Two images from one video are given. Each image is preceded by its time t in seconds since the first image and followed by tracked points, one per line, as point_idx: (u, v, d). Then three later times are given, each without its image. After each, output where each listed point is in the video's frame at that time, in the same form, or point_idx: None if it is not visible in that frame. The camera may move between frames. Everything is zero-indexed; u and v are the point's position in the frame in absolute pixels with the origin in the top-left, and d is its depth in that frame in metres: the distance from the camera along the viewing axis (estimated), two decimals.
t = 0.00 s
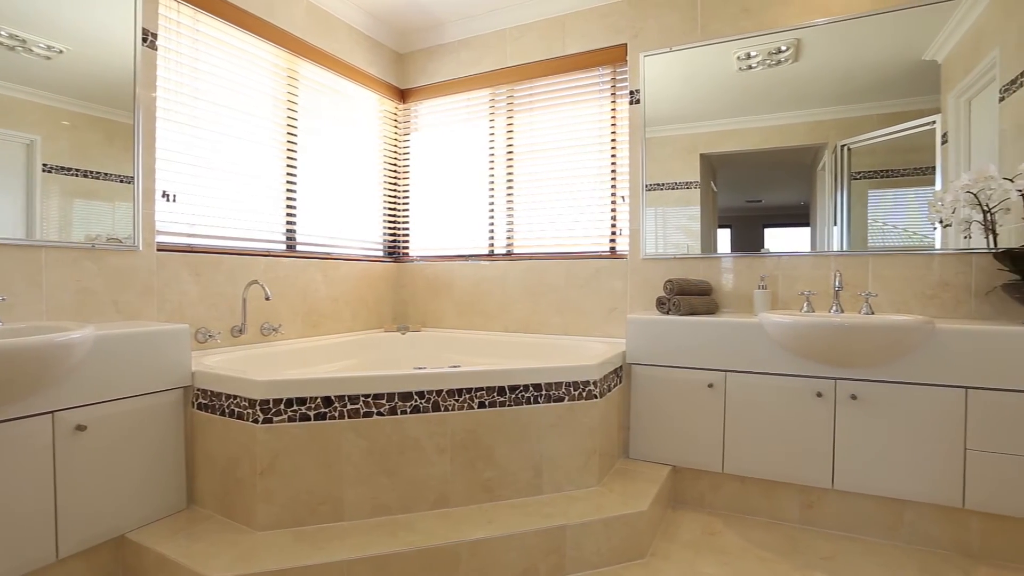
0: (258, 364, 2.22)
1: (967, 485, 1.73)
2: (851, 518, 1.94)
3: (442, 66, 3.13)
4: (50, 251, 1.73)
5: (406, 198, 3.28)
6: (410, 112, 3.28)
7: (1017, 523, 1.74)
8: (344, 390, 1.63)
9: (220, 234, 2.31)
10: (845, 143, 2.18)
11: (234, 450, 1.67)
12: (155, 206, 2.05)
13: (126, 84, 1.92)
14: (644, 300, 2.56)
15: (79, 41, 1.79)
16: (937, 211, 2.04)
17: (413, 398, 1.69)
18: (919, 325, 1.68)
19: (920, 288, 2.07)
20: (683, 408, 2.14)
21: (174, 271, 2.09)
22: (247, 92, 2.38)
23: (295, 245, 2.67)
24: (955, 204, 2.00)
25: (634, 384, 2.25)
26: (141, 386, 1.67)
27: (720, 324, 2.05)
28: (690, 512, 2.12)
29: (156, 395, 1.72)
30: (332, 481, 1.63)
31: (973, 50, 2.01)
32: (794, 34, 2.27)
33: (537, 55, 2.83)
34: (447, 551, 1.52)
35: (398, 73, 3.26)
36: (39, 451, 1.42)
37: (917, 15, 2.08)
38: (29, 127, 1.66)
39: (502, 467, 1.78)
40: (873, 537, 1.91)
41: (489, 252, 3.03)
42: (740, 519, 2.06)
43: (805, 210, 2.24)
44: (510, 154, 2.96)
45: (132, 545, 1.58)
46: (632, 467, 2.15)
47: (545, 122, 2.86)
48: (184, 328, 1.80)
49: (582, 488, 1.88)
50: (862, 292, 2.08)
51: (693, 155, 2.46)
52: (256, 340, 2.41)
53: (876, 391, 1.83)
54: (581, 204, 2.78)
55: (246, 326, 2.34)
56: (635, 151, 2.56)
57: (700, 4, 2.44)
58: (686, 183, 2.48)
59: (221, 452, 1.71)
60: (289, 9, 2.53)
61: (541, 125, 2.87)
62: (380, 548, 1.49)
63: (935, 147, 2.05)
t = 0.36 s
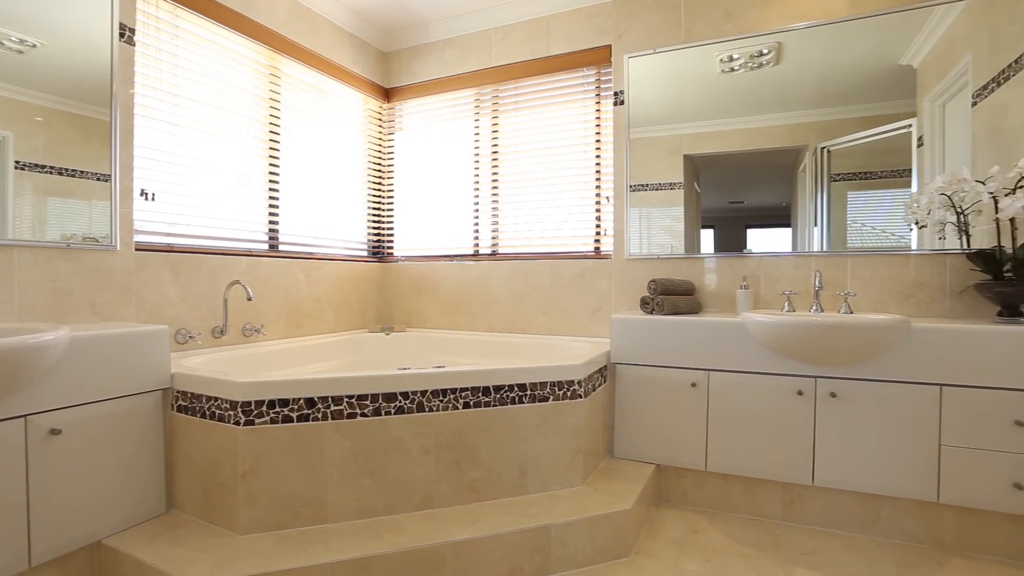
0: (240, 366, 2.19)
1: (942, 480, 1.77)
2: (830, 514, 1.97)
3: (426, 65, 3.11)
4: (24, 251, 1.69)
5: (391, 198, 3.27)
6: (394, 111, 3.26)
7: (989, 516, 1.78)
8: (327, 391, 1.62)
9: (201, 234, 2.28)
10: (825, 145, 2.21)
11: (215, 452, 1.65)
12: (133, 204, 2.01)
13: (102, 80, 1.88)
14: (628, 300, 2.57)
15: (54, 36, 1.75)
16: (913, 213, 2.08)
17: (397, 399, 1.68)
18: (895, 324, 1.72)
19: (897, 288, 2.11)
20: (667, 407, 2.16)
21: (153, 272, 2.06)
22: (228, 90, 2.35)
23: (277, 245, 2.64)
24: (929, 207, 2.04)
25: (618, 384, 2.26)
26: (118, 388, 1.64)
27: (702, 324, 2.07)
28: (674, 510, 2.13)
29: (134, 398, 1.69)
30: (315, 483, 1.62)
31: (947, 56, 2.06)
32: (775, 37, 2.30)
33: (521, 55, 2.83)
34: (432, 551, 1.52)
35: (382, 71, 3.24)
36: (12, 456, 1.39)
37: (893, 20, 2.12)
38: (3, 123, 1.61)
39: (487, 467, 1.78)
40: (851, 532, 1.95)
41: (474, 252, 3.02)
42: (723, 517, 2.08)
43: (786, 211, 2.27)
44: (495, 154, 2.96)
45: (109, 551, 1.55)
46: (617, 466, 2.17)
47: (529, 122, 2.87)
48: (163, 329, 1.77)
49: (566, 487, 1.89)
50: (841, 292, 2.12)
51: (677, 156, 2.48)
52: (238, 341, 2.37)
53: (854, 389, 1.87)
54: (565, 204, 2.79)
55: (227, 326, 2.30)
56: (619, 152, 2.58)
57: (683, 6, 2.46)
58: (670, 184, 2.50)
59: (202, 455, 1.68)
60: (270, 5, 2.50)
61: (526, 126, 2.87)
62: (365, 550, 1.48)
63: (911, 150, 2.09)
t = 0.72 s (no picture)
0: (222, 367, 2.17)
1: (919, 476, 1.81)
2: (812, 510, 2.00)
3: (412, 65, 3.10)
4: None
5: (376, 197, 3.25)
6: (380, 110, 3.24)
7: (965, 510, 1.82)
8: (311, 392, 1.60)
9: (182, 233, 2.24)
10: (807, 147, 2.24)
11: (197, 455, 1.62)
12: (112, 203, 1.97)
13: (80, 76, 1.85)
14: (614, 300, 2.59)
15: (31, 30, 1.71)
16: (892, 214, 2.12)
17: (382, 400, 1.67)
18: (875, 323, 1.75)
19: (877, 288, 2.15)
20: (652, 406, 2.17)
21: (133, 272, 2.02)
22: (210, 88, 2.32)
23: (261, 244, 2.60)
24: (908, 208, 2.09)
25: (604, 383, 2.27)
26: (97, 390, 1.60)
27: (687, 324, 2.09)
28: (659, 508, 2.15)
29: (113, 400, 1.66)
30: (299, 485, 1.60)
31: (925, 60, 2.10)
32: (758, 40, 2.33)
33: (507, 55, 2.83)
34: (418, 552, 1.51)
35: (368, 70, 3.22)
36: None
37: (873, 25, 2.16)
38: None
39: (473, 467, 1.78)
40: (832, 528, 1.97)
41: (460, 252, 3.02)
42: (707, 514, 2.10)
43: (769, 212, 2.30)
44: (481, 154, 2.95)
45: (87, 557, 1.52)
46: (603, 465, 2.18)
47: (515, 122, 2.87)
48: (143, 330, 1.74)
49: (552, 487, 1.89)
50: (822, 291, 2.15)
51: (662, 157, 2.50)
52: (221, 342, 2.34)
53: (835, 387, 1.90)
54: (551, 204, 2.79)
55: (210, 327, 2.27)
56: (605, 153, 2.59)
57: (668, 9, 2.48)
58: (655, 184, 2.52)
59: (183, 457, 1.66)
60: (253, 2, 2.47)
61: (512, 126, 2.87)
62: (350, 552, 1.47)
63: (890, 152, 2.13)
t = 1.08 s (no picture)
0: (202, 369, 2.13)
1: (896, 472, 1.85)
2: (793, 507, 2.03)
3: (396, 64, 3.08)
4: None
5: (361, 197, 3.22)
6: (364, 109, 3.22)
7: (940, 505, 1.86)
8: (294, 393, 1.59)
9: (161, 232, 2.20)
10: (788, 149, 2.28)
11: (177, 458, 1.60)
12: (88, 202, 1.93)
13: (54, 71, 1.81)
14: (599, 299, 2.60)
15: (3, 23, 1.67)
16: (870, 215, 2.16)
17: (366, 400, 1.66)
18: (853, 322, 1.78)
19: (855, 288, 2.19)
20: (636, 405, 2.19)
21: (110, 271, 1.98)
22: (190, 84, 2.28)
23: (243, 244, 2.57)
24: (885, 209, 2.11)
25: (589, 383, 2.28)
26: (72, 394, 1.57)
27: (671, 323, 2.11)
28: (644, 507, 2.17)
29: (90, 403, 1.63)
30: (282, 487, 1.58)
31: (901, 64, 2.14)
32: (740, 43, 2.36)
33: (492, 55, 2.83)
34: (402, 554, 1.50)
35: (352, 68, 3.20)
36: None
37: (851, 29, 2.20)
38: None
39: (458, 467, 1.78)
40: (813, 524, 2.01)
41: (445, 252, 3.01)
42: (690, 512, 2.12)
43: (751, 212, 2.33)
44: (466, 154, 2.95)
45: (63, 563, 1.49)
46: (587, 464, 2.19)
47: (500, 122, 2.86)
48: (120, 331, 1.71)
49: (537, 486, 1.89)
50: (803, 291, 2.18)
51: (646, 158, 2.52)
52: (201, 343, 2.31)
53: (815, 385, 1.93)
54: (536, 204, 2.80)
55: (190, 328, 2.24)
56: (590, 153, 2.61)
57: (652, 11, 2.50)
58: (639, 185, 2.53)
59: (163, 460, 1.63)
60: None
61: (497, 126, 2.87)
62: (334, 555, 1.46)
63: (868, 154, 2.17)
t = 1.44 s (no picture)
0: (183, 370, 2.10)
1: (875, 468, 1.88)
2: (775, 504, 2.06)
3: (381, 62, 3.06)
4: None
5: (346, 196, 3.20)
6: (349, 108, 3.20)
7: (918, 500, 1.90)
8: (277, 395, 1.57)
9: (141, 232, 2.16)
10: (771, 150, 2.30)
11: (157, 461, 1.57)
12: (64, 200, 1.89)
13: (29, 66, 1.76)
14: (585, 299, 2.61)
15: None
16: (850, 216, 2.20)
17: (351, 401, 1.65)
18: (834, 321, 1.81)
19: (836, 288, 2.23)
20: (622, 404, 2.20)
21: (88, 271, 1.95)
22: (170, 81, 2.24)
23: (225, 243, 2.53)
24: (865, 211, 2.14)
25: (575, 382, 2.29)
26: (49, 396, 1.54)
27: (656, 323, 2.12)
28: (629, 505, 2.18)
29: (67, 406, 1.60)
30: (265, 489, 1.57)
31: (880, 68, 2.18)
32: (724, 45, 2.38)
33: (478, 55, 2.82)
34: (387, 555, 1.50)
35: (336, 67, 3.17)
36: None
37: (832, 33, 2.23)
38: None
39: (444, 468, 1.77)
40: (794, 520, 2.04)
41: (431, 252, 3.00)
42: (675, 510, 2.14)
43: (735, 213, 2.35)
44: (451, 154, 2.94)
45: (38, 570, 1.46)
46: (573, 463, 2.20)
47: (485, 122, 2.86)
48: (98, 333, 1.68)
49: (523, 486, 1.89)
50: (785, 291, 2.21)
51: (631, 159, 2.54)
52: (182, 344, 2.27)
53: (797, 384, 1.96)
54: (522, 204, 2.80)
55: (171, 329, 2.20)
56: (576, 153, 2.61)
57: (636, 12, 2.52)
58: (625, 185, 2.55)
59: (142, 463, 1.60)
60: None
61: (482, 125, 2.87)
62: (318, 557, 1.45)
63: (849, 156, 2.21)
